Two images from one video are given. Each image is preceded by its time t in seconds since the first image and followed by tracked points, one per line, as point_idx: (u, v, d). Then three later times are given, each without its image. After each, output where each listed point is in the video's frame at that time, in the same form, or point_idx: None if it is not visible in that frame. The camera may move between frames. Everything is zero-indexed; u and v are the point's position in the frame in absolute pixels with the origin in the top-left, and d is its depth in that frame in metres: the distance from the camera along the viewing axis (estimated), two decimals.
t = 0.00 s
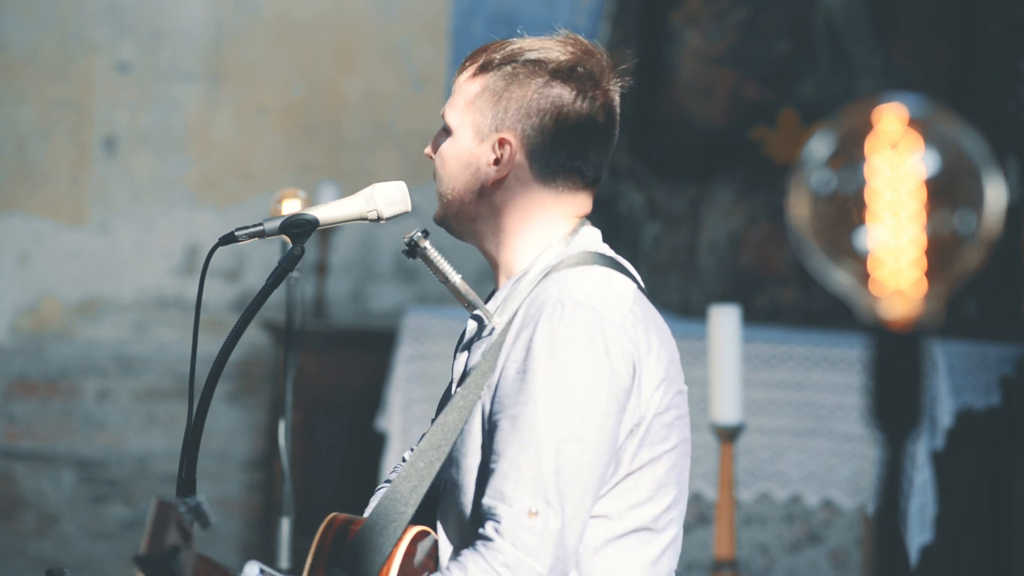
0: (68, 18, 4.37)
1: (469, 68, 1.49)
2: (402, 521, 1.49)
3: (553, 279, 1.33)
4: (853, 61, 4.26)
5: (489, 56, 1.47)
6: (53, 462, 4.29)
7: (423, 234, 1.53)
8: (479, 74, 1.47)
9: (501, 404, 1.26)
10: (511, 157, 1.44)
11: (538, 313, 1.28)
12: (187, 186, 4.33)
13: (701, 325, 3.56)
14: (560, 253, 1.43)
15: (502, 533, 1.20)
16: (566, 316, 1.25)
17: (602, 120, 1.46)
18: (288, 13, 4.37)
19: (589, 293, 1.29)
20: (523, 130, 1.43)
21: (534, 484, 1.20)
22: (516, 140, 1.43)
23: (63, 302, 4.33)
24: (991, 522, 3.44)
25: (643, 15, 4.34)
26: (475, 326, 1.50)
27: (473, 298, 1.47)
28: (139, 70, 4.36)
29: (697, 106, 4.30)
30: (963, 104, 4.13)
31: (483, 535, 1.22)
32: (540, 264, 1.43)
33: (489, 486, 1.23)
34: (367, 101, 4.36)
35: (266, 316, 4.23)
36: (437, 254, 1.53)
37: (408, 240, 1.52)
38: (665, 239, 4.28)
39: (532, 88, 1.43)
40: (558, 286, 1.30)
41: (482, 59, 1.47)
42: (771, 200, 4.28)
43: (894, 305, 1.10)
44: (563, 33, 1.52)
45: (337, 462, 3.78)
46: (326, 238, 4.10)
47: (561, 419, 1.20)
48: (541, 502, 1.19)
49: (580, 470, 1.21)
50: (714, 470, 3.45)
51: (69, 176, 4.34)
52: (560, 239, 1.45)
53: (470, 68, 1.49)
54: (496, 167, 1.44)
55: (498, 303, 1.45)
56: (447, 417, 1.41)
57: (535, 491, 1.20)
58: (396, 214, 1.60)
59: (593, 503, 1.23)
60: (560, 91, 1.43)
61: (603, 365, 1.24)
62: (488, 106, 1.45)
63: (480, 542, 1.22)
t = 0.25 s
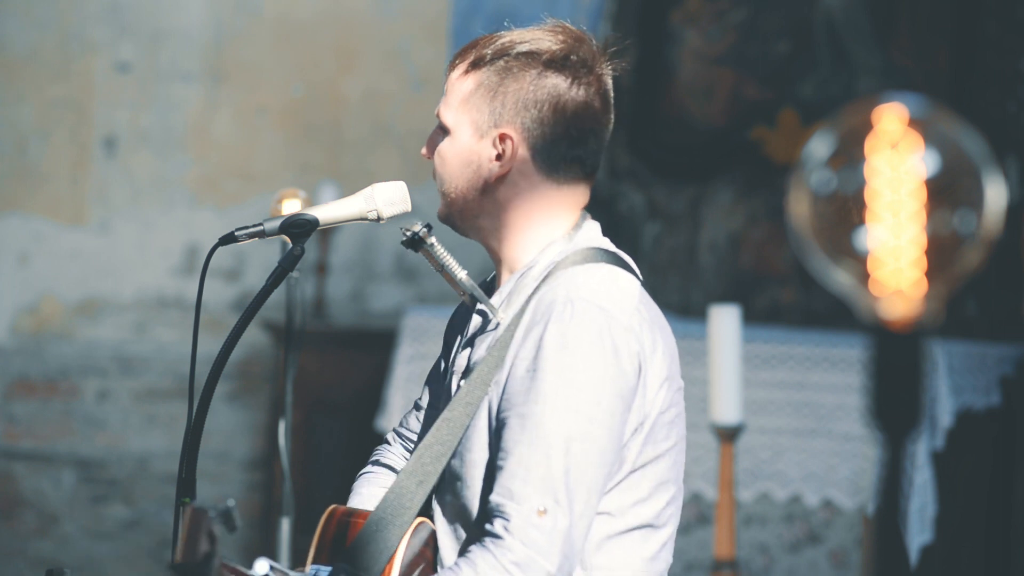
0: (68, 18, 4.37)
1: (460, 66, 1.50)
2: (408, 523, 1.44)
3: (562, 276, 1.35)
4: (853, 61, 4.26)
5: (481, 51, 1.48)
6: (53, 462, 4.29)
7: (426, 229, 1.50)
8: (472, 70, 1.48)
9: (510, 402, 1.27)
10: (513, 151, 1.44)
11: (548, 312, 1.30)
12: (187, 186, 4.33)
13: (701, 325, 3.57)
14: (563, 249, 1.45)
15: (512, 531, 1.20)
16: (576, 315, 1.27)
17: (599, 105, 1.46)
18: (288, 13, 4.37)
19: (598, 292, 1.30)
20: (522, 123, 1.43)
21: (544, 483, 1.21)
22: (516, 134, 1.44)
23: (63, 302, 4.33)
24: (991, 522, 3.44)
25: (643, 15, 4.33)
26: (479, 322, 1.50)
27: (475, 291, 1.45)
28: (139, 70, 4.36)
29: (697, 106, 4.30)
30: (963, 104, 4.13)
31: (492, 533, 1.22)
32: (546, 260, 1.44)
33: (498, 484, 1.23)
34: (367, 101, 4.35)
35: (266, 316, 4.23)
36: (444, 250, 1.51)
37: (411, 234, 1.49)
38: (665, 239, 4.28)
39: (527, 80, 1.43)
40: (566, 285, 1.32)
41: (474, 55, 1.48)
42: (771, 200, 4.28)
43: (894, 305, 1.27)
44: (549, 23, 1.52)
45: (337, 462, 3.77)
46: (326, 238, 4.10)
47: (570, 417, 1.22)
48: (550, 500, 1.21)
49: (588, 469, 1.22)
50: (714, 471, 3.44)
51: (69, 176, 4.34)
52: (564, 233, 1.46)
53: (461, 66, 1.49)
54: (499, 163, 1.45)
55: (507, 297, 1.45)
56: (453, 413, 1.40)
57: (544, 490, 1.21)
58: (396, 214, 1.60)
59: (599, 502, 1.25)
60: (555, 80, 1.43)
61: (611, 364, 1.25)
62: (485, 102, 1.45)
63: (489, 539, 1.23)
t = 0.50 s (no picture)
0: (68, 18, 4.37)
1: (453, 73, 1.52)
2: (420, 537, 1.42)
3: (569, 284, 1.40)
4: (853, 61, 4.26)
5: (474, 59, 1.49)
6: (53, 462, 4.29)
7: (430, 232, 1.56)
8: (466, 78, 1.50)
9: (523, 411, 1.32)
10: (513, 159, 1.46)
11: (561, 322, 1.35)
12: (187, 186, 4.33)
13: (701, 325, 3.57)
14: (564, 256, 1.48)
15: (528, 539, 1.25)
16: (589, 326, 1.32)
17: (595, 106, 1.49)
18: (288, 13, 4.37)
19: (610, 300, 1.35)
20: (521, 130, 1.46)
21: (560, 491, 1.25)
22: (516, 142, 1.46)
23: (63, 302, 4.33)
24: (992, 522, 3.44)
25: (643, 15, 4.31)
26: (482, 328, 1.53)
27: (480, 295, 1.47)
28: (139, 70, 4.36)
29: (697, 106, 4.29)
30: (963, 104, 4.15)
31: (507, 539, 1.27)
32: (548, 267, 1.47)
33: (512, 492, 1.28)
34: (367, 101, 4.35)
35: (266, 316, 4.23)
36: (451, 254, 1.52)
37: (416, 238, 1.54)
38: (665, 239, 4.28)
39: (524, 87, 1.46)
40: (578, 295, 1.36)
41: (467, 64, 1.50)
42: (771, 200, 4.28)
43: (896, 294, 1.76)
44: (539, 26, 1.54)
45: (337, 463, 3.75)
46: (327, 238, 4.11)
47: (584, 425, 1.27)
48: (567, 509, 1.25)
49: (601, 476, 1.27)
50: (714, 470, 3.44)
51: (69, 176, 4.34)
52: (564, 241, 1.49)
53: (455, 74, 1.51)
54: (499, 170, 1.47)
55: (512, 303, 1.48)
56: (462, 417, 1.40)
57: (560, 498, 1.25)
58: (396, 215, 1.60)
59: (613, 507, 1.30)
60: (552, 85, 1.46)
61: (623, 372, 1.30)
62: (482, 110, 1.47)
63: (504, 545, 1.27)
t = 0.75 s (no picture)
0: (68, 18, 4.37)
1: (449, 80, 1.57)
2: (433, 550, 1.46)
3: (576, 294, 1.46)
4: (853, 61, 4.27)
5: (470, 67, 1.55)
6: (53, 462, 4.28)
7: (430, 242, 1.55)
8: (463, 85, 1.55)
9: (538, 422, 1.39)
10: (510, 166, 1.52)
11: (573, 333, 1.41)
12: (187, 186, 4.33)
13: (701, 325, 3.56)
14: (564, 264, 1.54)
15: (547, 548, 1.32)
16: (600, 337, 1.38)
17: (590, 114, 1.55)
18: (288, 13, 4.36)
19: (619, 311, 1.42)
20: (518, 138, 1.52)
21: (576, 501, 1.32)
22: (513, 149, 1.52)
23: (63, 302, 4.33)
24: (991, 522, 3.45)
25: (643, 15, 4.31)
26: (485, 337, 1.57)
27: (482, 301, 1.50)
28: (139, 70, 4.36)
29: (697, 106, 4.27)
30: (963, 104, 4.18)
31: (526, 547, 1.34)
32: (550, 274, 1.53)
33: (528, 502, 1.35)
34: (367, 102, 4.36)
35: (266, 316, 4.23)
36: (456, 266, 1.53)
37: (419, 252, 1.53)
38: (666, 239, 4.29)
39: (522, 96, 1.52)
40: (588, 308, 1.43)
41: (464, 71, 1.55)
42: (771, 200, 4.28)
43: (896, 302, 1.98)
44: (534, 32, 1.60)
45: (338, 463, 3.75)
46: (326, 237, 4.19)
47: (597, 436, 1.34)
48: (583, 518, 1.32)
49: (614, 483, 1.34)
50: (715, 470, 3.47)
51: (69, 176, 4.34)
52: (562, 249, 1.56)
53: (451, 81, 1.56)
54: (496, 177, 1.53)
55: (515, 311, 1.53)
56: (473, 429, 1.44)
57: (576, 509, 1.32)
58: (396, 214, 1.60)
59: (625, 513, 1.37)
60: (548, 93, 1.52)
61: (633, 383, 1.37)
62: (480, 118, 1.53)
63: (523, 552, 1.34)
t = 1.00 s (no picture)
0: (68, 18, 4.36)
1: (451, 89, 1.57)
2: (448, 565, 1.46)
3: (587, 307, 1.47)
4: (853, 61, 4.27)
5: (473, 75, 1.56)
6: (53, 462, 4.28)
7: (432, 257, 1.53)
8: (465, 94, 1.56)
9: (553, 435, 1.39)
10: (510, 176, 1.53)
11: (585, 346, 1.42)
12: (187, 186, 4.33)
13: (701, 325, 3.56)
14: (565, 277, 1.55)
15: (567, 562, 1.32)
16: (614, 349, 1.40)
17: (591, 129, 1.57)
18: (288, 13, 4.36)
19: (629, 323, 1.43)
20: (519, 149, 1.53)
21: (595, 513, 1.33)
22: (513, 159, 1.53)
23: (62, 302, 4.32)
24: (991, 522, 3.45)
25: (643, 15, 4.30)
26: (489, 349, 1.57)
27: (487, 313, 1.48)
28: (139, 70, 4.36)
29: (697, 106, 4.28)
30: (964, 104, 4.18)
31: (545, 560, 1.34)
32: (550, 288, 1.54)
33: (546, 515, 1.35)
34: (367, 102, 4.36)
35: (266, 316, 4.23)
36: (464, 282, 1.51)
37: (425, 268, 1.51)
38: (665, 239, 4.29)
39: (524, 107, 1.53)
40: (601, 321, 1.44)
41: (467, 80, 1.56)
42: (771, 200, 4.28)
43: (894, 297, 2.18)
44: (538, 45, 1.61)
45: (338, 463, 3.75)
46: (326, 238, 4.21)
47: (615, 448, 1.35)
48: (602, 530, 1.33)
49: (629, 495, 1.35)
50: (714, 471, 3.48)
51: (69, 176, 4.34)
52: (562, 263, 1.57)
53: (454, 89, 1.57)
54: (496, 188, 1.53)
55: (516, 323, 1.54)
56: (492, 444, 1.44)
57: (596, 521, 1.33)
58: (396, 215, 1.60)
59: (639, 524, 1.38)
60: (550, 106, 1.54)
61: (646, 393, 1.39)
62: (481, 127, 1.54)
63: (542, 566, 1.34)
